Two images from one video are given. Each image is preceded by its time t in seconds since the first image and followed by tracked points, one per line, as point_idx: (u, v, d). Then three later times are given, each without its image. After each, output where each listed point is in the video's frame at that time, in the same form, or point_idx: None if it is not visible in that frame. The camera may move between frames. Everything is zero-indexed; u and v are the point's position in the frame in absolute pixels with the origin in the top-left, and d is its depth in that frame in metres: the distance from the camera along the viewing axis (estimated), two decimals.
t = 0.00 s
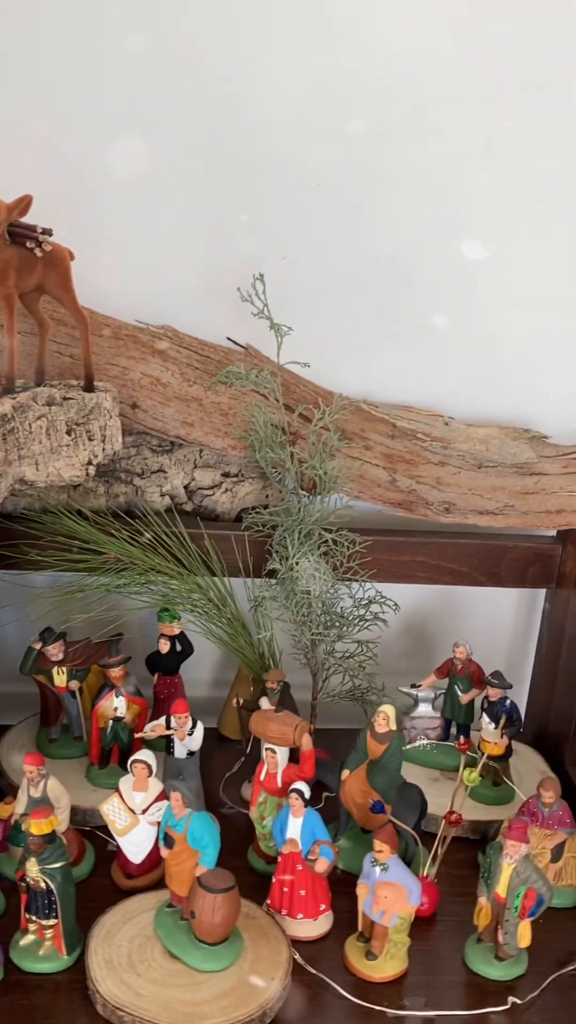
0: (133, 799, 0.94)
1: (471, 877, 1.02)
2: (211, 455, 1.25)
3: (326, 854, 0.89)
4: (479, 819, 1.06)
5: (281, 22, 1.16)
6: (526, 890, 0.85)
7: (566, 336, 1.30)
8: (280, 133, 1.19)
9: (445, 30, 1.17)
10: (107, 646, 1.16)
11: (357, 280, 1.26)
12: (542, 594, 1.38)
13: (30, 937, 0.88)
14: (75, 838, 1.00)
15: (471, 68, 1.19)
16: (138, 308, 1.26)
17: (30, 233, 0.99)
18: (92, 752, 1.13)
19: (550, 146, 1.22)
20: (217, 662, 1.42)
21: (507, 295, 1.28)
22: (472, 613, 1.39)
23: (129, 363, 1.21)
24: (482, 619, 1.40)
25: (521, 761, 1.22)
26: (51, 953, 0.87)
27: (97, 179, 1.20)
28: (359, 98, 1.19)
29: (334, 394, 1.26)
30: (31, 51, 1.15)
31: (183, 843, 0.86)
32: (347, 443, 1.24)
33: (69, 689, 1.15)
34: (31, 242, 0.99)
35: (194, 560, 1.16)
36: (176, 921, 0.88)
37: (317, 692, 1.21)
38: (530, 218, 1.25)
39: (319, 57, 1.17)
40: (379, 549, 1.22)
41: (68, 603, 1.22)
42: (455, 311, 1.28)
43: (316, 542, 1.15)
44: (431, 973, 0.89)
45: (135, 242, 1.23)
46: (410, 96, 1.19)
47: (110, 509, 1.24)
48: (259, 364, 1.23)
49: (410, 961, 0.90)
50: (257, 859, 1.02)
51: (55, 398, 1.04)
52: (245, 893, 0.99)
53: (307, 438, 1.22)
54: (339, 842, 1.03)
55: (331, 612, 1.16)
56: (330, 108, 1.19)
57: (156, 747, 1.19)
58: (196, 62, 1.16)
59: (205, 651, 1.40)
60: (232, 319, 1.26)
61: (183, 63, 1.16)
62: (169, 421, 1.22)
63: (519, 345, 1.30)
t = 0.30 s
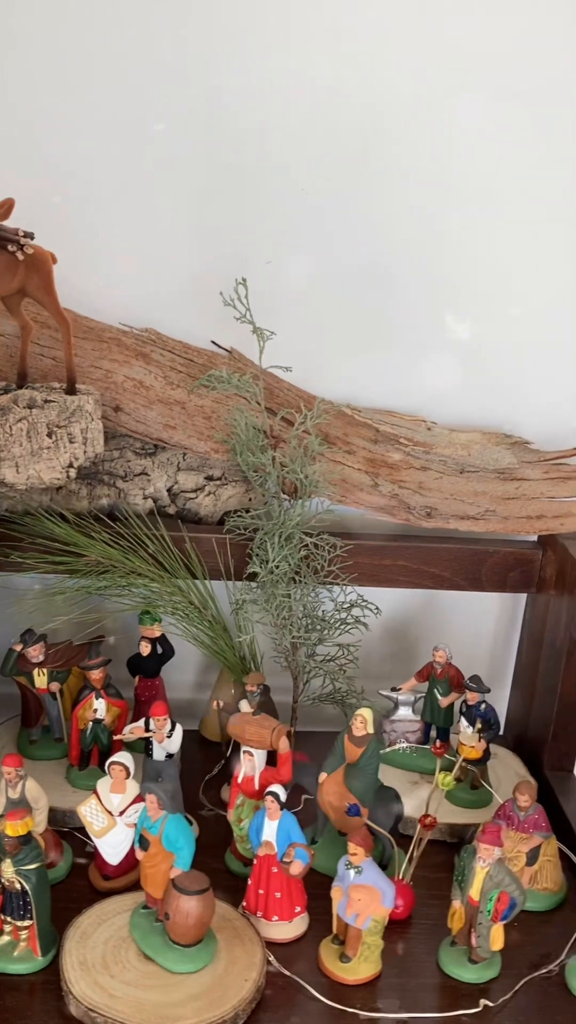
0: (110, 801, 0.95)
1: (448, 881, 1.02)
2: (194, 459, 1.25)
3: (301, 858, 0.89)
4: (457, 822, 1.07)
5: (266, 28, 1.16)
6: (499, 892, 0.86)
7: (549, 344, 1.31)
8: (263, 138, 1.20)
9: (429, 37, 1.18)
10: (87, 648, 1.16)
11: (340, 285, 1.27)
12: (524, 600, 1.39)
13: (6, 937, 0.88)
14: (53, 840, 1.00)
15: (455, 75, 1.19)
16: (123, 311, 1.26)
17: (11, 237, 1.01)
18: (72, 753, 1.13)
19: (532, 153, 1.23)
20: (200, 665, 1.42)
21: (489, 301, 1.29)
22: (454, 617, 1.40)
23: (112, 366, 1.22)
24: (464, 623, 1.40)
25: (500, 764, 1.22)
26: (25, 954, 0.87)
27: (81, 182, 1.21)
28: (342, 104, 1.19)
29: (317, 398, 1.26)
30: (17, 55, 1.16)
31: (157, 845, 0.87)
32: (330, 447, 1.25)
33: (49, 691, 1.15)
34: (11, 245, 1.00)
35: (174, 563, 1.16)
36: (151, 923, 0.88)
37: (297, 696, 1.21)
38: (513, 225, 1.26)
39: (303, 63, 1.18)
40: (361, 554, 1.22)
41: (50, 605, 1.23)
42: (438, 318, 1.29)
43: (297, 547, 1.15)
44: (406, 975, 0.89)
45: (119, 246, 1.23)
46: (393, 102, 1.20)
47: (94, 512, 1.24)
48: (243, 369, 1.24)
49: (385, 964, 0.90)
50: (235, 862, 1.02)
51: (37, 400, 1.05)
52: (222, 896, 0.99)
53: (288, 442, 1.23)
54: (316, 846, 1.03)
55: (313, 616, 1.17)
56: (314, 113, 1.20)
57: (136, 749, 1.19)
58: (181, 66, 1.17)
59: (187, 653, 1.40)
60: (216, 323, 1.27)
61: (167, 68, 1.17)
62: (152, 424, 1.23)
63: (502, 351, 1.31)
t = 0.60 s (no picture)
0: (96, 803, 0.95)
1: (432, 884, 1.03)
2: (184, 463, 1.25)
3: (284, 861, 0.89)
4: (442, 826, 1.07)
5: (258, 30, 1.16)
6: (481, 897, 0.86)
7: (539, 350, 1.31)
8: (255, 142, 1.20)
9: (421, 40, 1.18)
10: (75, 650, 1.17)
11: (330, 289, 1.27)
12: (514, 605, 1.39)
13: None
14: (38, 843, 1.00)
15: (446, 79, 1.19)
16: (113, 313, 1.26)
17: None
18: (59, 756, 1.13)
19: (523, 158, 1.23)
20: (190, 668, 1.43)
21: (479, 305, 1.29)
22: (444, 621, 1.40)
23: (101, 369, 1.21)
24: (453, 627, 1.40)
25: (487, 768, 1.23)
26: (8, 956, 0.87)
27: (72, 185, 1.21)
28: (334, 107, 1.19)
29: (306, 402, 1.26)
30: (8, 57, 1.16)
31: (141, 848, 0.86)
32: (319, 451, 1.25)
33: (37, 694, 1.15)
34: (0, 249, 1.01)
35: (162, 567, 1.16)
36: (134, 926, 0.88)
37: (285, 700, 1.21)
38: (503, 229, 1.26)
39: (295, 66, 1.17)
40: (349, 559, 1.23)
41: (38, 607, 1.23)
42: (429, 323, 1.29)
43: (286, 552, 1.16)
44: (388, 978, 0.89)
45: (110, 249, 1.24)
46: (385, 105, 1.20)
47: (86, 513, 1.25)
48: (233, 373, 1.24)
49: (368, 967, 0.90)
50: (220, 864, 1.03)
51: (25, 403, 1.05)
52: (207, 899, 0.99)
53: (277, 446, 1.22)
54: (301, 849, 1.03)
55: (302, 620, 1.17)
56: (306, 116, 1.19)
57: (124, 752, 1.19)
58: (172, 69, 1.17)
59: (176, 656, 1.41)
60: (206, 327, 1.27)
61: (159, 71, 1.17)
62: (142, 428, 1.23)
63: (491, 356, 1.31)
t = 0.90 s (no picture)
0: (89, 806, 0.95)
1: (425, 889, 1.03)
2: (181, 466, 1.25)
3: (276, 865, 0.89)
4: (436, 830, 1.07)
5: (255, 34, 1.16)
6: (472, 901, 0.86)
7: (536, 354, 1.31)
8: (252, 145, 1.20)
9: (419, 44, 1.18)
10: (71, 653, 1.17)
11: (327, 293, 1.27)
12: (510, 609, 1.39)
13: None
14: (32, 845, 1.01)
15: (445, 82, 1.19)
16: (111, 316, 1.27)
17: None
18: (54, 758, 1.13)
19: (521, 162, 1.23)
20: (186, 670, 1.43)
21: (477, 309, 1.29)
22: (440, 624, 1.40)
23: (99, 372, 1.22)
24: (450, 630, 1.40)
25: (482, 772, 1.23)
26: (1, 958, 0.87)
27: (71, 188, 1.21)
28: (331, 110, 1.19)
29: (303, 405, 1.26)
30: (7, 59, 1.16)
31: (133, 852, 0.87)
32: (316, 455, 1.25)
33: (33, 696, 1.16)
34: None
35: (158, 570, 1.17)
36: (126, 928, 0.89)
37: (281, 703, 1.22)
38: (501, 233, 1.26)
39: (291, 70, 1.18)
40: (345, 562, 1.23)
41: (35, 610, 1.23)
42: (426, 327, 1.29)
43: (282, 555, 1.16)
44: (379, 982, 0.89)
45: (108, 252, 1.24)
46: (382, 109, 1.20)
47: (83, 516, 1.25)
48: (230, 377, 1.24)
49: (359, 971, 0.90)
50: (214, 868, 1.03)
51: (21, 407, 1.05)
52: (200, 901, 0.99)
53: (273, 450, 1.23)
54: (294, 852, 1.03)
55: (298, 623, 1.18)
56: (304, 118, 1.20)
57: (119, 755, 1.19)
58: (172, 72, 1.17)
59: (172, 659, 1.42)
60: (204, 330, 1.28)
61: (156, 74, 1.17)
62: (139, 431, 1.23)
63: (489, 360, 1.31)
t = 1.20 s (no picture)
0: (92, 810, 0.96)
1: (425, 893, 1.03)
2: (185, 468, 1.26)
3: (278, 870, 0.90)
4: (436, 834, 1.08)
5: (260, 37, 1.16)
6: (473, 907, 0.87)
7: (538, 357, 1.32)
8: (256, 149, 1.20)
9: (425, 48, 1.18)
10: (75, 655, 1.17)
11: (330, 296, 1.27)
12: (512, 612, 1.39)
13: None
14: (35, 847, 1.01)
15: (450, 86, 1.19)
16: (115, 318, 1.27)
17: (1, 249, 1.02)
18: (57, 760, 1.14)
19: (525, 167, 1.23)
20: (189, 670, 1.43)
21: (479, 314, 1.29)
22: (442, 626, 1.40)
23: (103, 375, 1.22)
24: (451, 632, 1.41)
25: (483, 776, 1.23)
26: (4, 962, 0.88)
27: (75, 191, 1.21)
28: (336, 114, 1.19)
29: (306, 409, 1.27)
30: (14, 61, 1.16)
31: (135, 857, 0.88)
32: (319, 459, 1.26)
33: (37, 698, 1.16)
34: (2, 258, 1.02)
35: (161, 573, 1.17)
36: (128, 933, 0.89)
37: (283, 706, 1.22)
38: (504, 237, 1.26)
39: (297, 73, 1.18)
40: (346, 565, 1.24)
41: (39, 613, 1.24)
42: (429, 331, 1.30)
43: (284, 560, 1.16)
44: (379, 988, 0.90)
45: (112, 255, 1.24)
46: (387, 112, 1.20)
47: (87, 517, 1.25)
48: (233, 380, 1.24)
49: (359, 976, 0.91)
50: (216, 872, 1.03)
51: (27, 412, 1.06)
52: (201, 905, 1.00)
53: (276, 454, 1.23)
54: (295, 857, 1.04)
55: (300, 627, 1.18)
56: (308, 121, 1.20)
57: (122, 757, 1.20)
58: (177, 75, 1.17)
59: (175, 660, 1.42)
60: (207, 333, 1.28)
61: (162, 77, 1.17)
62: (143, 433, 1.23)
63: (492, 363, 1.32)
